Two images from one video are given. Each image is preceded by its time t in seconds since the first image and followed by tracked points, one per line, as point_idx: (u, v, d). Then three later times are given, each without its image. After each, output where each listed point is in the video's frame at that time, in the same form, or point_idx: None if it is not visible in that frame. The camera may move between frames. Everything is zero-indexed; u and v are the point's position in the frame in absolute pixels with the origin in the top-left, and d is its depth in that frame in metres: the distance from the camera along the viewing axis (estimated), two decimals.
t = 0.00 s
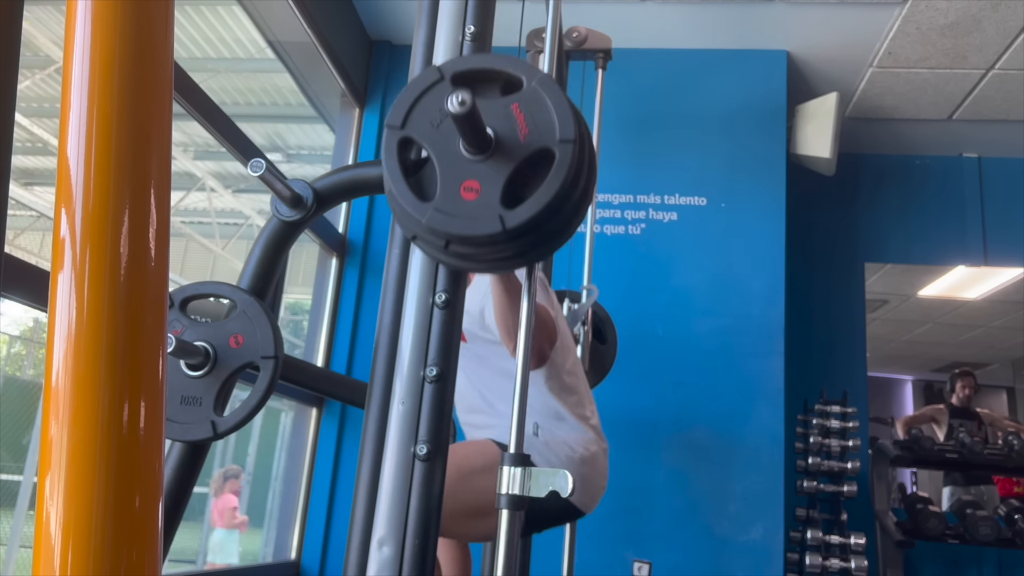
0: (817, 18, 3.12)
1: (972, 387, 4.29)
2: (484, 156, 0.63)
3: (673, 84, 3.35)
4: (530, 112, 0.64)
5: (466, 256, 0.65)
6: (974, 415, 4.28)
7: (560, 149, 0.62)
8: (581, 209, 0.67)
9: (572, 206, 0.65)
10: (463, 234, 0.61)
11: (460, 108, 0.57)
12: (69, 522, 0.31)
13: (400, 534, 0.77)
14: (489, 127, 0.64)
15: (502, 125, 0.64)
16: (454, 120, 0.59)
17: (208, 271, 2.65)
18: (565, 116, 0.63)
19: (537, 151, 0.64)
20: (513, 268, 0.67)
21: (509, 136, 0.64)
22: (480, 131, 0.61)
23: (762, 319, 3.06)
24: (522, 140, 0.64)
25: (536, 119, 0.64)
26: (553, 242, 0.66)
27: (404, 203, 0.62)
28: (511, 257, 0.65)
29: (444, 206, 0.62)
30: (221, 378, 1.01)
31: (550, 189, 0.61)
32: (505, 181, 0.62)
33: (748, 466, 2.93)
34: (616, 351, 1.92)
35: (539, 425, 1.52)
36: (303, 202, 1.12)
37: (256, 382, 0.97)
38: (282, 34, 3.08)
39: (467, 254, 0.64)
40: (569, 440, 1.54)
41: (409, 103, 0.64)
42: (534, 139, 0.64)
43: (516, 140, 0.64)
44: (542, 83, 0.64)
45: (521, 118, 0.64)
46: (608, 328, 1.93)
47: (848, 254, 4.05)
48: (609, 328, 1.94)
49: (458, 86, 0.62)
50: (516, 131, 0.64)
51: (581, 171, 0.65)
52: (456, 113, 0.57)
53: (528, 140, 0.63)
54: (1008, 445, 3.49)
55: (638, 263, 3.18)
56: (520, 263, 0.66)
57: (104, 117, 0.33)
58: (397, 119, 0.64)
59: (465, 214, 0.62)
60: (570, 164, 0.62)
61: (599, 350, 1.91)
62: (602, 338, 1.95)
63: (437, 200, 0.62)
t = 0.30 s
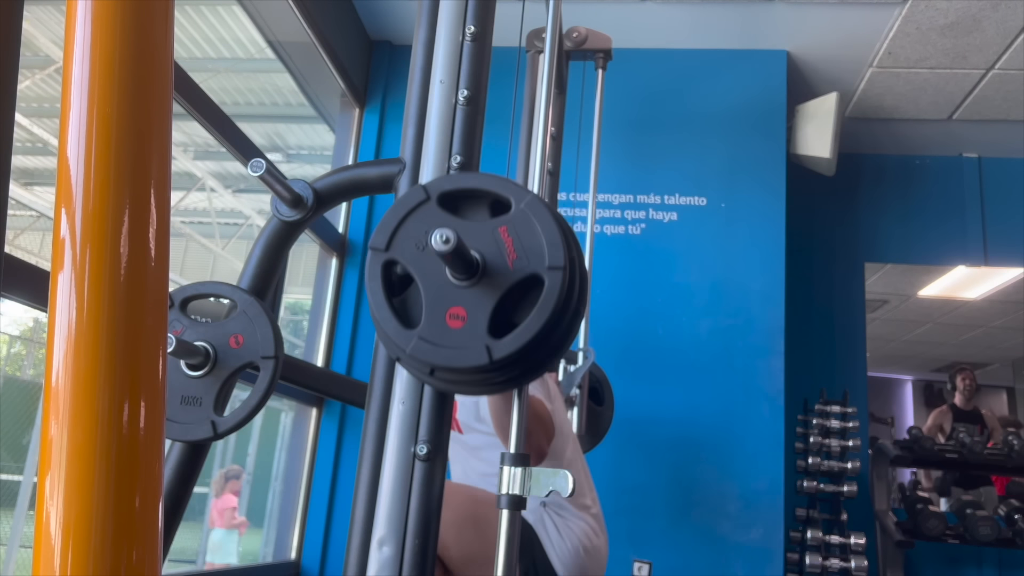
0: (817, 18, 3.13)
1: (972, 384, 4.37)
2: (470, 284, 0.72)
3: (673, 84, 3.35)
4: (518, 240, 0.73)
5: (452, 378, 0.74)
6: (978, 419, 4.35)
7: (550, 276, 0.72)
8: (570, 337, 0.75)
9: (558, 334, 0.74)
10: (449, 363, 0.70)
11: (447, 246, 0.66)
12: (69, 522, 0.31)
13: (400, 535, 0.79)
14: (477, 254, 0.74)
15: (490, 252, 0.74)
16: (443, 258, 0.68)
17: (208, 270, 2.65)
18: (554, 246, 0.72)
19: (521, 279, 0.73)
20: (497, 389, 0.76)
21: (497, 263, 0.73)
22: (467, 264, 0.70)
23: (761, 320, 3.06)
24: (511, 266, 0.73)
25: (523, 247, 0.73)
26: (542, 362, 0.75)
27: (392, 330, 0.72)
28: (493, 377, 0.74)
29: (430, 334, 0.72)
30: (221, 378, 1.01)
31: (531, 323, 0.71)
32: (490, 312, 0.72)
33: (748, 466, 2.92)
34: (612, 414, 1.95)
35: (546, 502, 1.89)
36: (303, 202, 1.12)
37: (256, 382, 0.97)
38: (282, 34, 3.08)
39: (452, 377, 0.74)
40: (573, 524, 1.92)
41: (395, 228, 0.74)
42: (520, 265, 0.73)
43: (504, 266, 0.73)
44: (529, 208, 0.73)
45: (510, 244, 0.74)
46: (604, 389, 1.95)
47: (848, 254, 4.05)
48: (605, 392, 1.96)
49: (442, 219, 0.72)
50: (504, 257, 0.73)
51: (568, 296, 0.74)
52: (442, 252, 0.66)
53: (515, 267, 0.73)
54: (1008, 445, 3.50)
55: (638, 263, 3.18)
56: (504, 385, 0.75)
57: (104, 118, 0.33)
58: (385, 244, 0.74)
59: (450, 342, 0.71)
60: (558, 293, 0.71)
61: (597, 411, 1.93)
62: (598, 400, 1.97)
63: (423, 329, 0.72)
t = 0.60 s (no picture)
0: (817, 18, 3.12)
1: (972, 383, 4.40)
2: (467, 327, 0.75)
3: (672, 84, 3.35)
4: (515, 283, 0.76)
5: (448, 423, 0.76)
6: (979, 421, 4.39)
7: (546, 319, 0.74)
8: (568, 381, 0.77)
9: (555, 380, 0.76)
10: (443, 408, 0.72)
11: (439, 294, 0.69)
12: (69, 522, 0.31)
13: (400, 535, 0.79)
14: (474, 296, 0.76)
15: (489, 294, 0.76)
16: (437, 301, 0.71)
17: (208, 270, 2.65)
18: (549, 288, 0.74)
19: (517, 324, 0.75)
20: (493, 433, 0.78)
21: (493, 306, 0.76)
22: (462, 308, 0.73)
23: (761, 320, 3.06)
24: (507, 309, 0.75)
25: (520, 289, 0.75)
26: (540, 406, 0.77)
27: (386, 373, 0.74)
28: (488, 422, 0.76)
29: (424, 378, 0.74)
30: (221, 378, 1.00)
31: (526, 369, 0.72)
32: (486, 355, 0.74)
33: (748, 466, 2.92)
34: (611, 437, 1.89)
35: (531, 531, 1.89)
36: (303, 202, 1.12)
37: (256, 382, 0.97)
38: (282, 34, 3.08)
39: (448, 422, 0.76)
40: (555, 559, 1.87)
41: (389, 271, 0.77)
42: (517, 308, 0.75)
43: (501, 309, 0.75)
44: (526, 250, 0.75)
45: (506, 287, 0.76)
46: (603, 411, 1.92)
47: (848, 254, 4.06)
48: (604, 414, 1.93)
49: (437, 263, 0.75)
50: (501, 299, 0.76)
51: (565, 342, 0.76)
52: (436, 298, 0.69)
53: (512, 310, 0.75)
54: (1008, 445, 3.50)
55: (638, 263, 3.18)
56: (499, 430, 0.77)
57: (104, 117, 0.33)
58: (380, 286, 0.77)
59: (446, 387, 0.73)
60: (554, 335, 0.73)
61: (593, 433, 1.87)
62: (597, 422, 1.94)
63: (418, 372, 0.74)
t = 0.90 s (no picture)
0: (817, 18, 3.12)
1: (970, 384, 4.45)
2: (469, 309, 0.76)
3: (672, 84, 3.35)
4: (516, 265, 0.77)
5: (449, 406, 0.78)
6: (978, 420, 4.47)
7: (548, 301, 0.75)
8: (567, 364, 0.79)
9: (555, 361, 0.78)
10: (446, 389, 0.74)
11: (442, 274, 0.70)
12: (70, 522, 0.31)
13: (400, 534, 0.79)
14: (476, 278, 0.78)
15: (490, 277, 0.78)
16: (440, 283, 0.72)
17: (208, 271, 2.65)
18: (550, 271, 0.76)
19: (517, 306, 0.77)
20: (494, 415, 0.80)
21: (494, 289, 0.77)
22: (464, 291, 0.74)
23: (761, 320, 3.06)
24: (509, 291, 0.77)
25: (521, 270, 0.77)
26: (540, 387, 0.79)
27: (388, 356, 0.75)
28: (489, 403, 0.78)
29: (426, 361, 0.75)
30: (221, 378, 1.01)
31: (527, 352, 0.74)
32: (487, 338, 0.75)
33: (748, 466, 2.92)
34: (611, 426, 1.90)
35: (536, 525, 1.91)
36: (303, 202, 1.12)
37: (256, 382, 0.97)
38: (282, 34, 3.08)
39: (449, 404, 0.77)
40: (560, 553, 1.87)
41: (391, 253, 0.78)
42: (518, 291, 0.77)
43: (502, 292, 0.77)
44: (527, 234, 0.77)
45: (507, 270, 0.78)
46: (604, 403, 1.93)
47: (848, 254, 4.06)
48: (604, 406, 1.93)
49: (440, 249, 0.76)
50: (503, 282, 0.77)
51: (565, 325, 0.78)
52: (439, 278, 0.70)
53: (513, 293, 0.77)
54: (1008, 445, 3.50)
55: (638, 263, 3.19)
56: (500, 412, 0.79)
57: (104, 119, 0.33)
58: (382, 269, 0.78)
59: (448, 369, 0.75)
60: (556, 316, 0.75)
61: (595, 424, 1.88)
62: (597, 413, 1.95)
63: (420, 355, 0.76)
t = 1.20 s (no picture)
0: (817, 18, 3.12)
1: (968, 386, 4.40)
2: (466, 328, 0.74)
3: (672, 84, 3.35)
4: (515, 284, 0.75)
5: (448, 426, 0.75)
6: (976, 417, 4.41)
7: (547, 321, 0.73)
8: (568, 385, 0.76)
9: (555, 382, 0.75)
10: (443, 411, 0.72)
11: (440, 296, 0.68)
12: (69, 521, 0.31)
13: (400, 534, 0.79)
14: (474, 296, 0.75)
15: (489, 296, 0.75)
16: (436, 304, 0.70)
17: (208, 270, 2.65)
18: (549, 290, 0.74)
19: (517, 327, 0.75)
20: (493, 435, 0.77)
21: (493, 309, 0.75)
22: (462, 311, 0.72)
23: (761, 319, 3.06)
24: (507, 311, 0.75)
25: (519, 289, 0.75)
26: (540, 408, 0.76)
27: (386, 376, 0.73)
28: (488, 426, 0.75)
29: (424, 381, 0.73)
30: (221, 378, 1.00)
31: (526, 374, 0.71)
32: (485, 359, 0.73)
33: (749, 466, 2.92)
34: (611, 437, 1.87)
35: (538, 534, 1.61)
36: (303, 202, 1.12)
37: (256, 382, 0.97)
38: (282, 34, 3.08)
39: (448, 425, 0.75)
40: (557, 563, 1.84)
41: (390, 270, 0.76)
42: (517, 311, 0.74)
43: (500, 312, 0.75)
44: (525, 253, 0.75)
45: (506, 290, 0.75)
46: (603, 411, 1.91)
47: (848, 254, 4.06)
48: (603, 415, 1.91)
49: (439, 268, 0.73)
50: (501, 302, 0.75)
51: (566, 343, 0.75)
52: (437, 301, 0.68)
53: (512, 313, 0.74)
54: (1008, 445, 3.50)
55: (638, 263, 3.19)
56: (499, 432, 0.76)
57: (104, 118, 0.33)
58: (379, 288, 0.76)
59: (446, 390, 0.73)
60: (555, 337, 0.72)
61: (594, 432, 1.86)
62: (597, 422, 1.93)
63: (418, 375, 0.73)
